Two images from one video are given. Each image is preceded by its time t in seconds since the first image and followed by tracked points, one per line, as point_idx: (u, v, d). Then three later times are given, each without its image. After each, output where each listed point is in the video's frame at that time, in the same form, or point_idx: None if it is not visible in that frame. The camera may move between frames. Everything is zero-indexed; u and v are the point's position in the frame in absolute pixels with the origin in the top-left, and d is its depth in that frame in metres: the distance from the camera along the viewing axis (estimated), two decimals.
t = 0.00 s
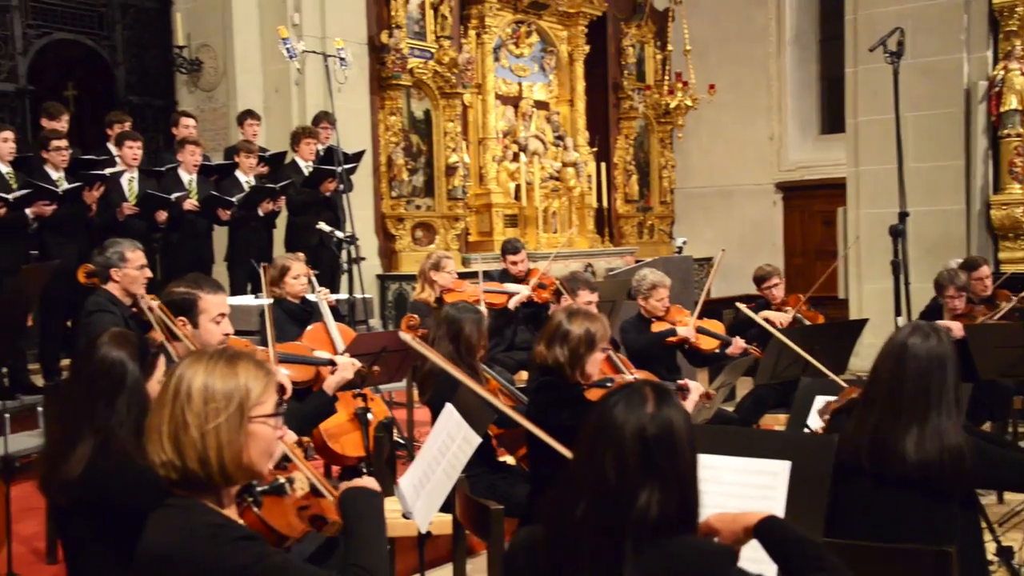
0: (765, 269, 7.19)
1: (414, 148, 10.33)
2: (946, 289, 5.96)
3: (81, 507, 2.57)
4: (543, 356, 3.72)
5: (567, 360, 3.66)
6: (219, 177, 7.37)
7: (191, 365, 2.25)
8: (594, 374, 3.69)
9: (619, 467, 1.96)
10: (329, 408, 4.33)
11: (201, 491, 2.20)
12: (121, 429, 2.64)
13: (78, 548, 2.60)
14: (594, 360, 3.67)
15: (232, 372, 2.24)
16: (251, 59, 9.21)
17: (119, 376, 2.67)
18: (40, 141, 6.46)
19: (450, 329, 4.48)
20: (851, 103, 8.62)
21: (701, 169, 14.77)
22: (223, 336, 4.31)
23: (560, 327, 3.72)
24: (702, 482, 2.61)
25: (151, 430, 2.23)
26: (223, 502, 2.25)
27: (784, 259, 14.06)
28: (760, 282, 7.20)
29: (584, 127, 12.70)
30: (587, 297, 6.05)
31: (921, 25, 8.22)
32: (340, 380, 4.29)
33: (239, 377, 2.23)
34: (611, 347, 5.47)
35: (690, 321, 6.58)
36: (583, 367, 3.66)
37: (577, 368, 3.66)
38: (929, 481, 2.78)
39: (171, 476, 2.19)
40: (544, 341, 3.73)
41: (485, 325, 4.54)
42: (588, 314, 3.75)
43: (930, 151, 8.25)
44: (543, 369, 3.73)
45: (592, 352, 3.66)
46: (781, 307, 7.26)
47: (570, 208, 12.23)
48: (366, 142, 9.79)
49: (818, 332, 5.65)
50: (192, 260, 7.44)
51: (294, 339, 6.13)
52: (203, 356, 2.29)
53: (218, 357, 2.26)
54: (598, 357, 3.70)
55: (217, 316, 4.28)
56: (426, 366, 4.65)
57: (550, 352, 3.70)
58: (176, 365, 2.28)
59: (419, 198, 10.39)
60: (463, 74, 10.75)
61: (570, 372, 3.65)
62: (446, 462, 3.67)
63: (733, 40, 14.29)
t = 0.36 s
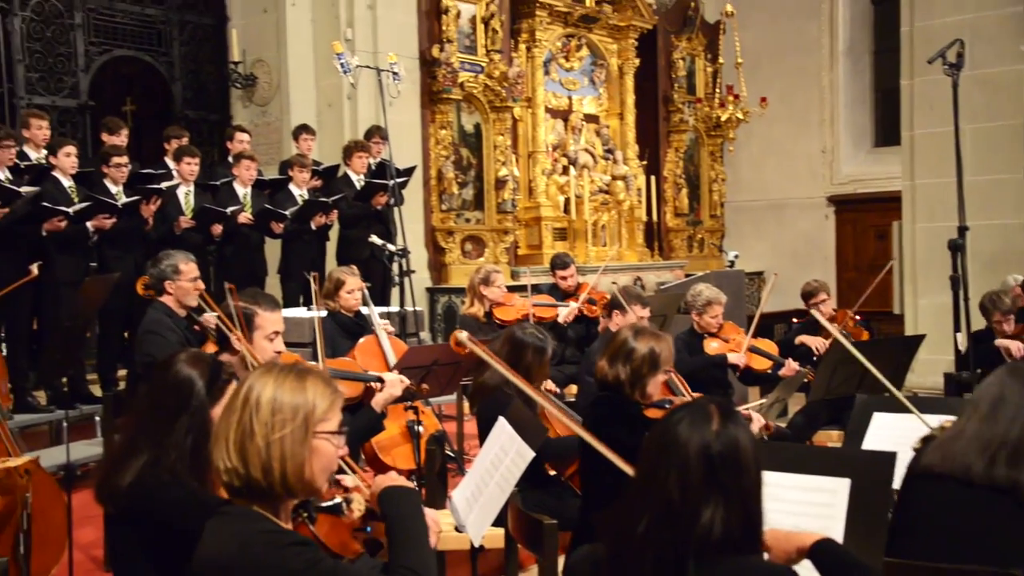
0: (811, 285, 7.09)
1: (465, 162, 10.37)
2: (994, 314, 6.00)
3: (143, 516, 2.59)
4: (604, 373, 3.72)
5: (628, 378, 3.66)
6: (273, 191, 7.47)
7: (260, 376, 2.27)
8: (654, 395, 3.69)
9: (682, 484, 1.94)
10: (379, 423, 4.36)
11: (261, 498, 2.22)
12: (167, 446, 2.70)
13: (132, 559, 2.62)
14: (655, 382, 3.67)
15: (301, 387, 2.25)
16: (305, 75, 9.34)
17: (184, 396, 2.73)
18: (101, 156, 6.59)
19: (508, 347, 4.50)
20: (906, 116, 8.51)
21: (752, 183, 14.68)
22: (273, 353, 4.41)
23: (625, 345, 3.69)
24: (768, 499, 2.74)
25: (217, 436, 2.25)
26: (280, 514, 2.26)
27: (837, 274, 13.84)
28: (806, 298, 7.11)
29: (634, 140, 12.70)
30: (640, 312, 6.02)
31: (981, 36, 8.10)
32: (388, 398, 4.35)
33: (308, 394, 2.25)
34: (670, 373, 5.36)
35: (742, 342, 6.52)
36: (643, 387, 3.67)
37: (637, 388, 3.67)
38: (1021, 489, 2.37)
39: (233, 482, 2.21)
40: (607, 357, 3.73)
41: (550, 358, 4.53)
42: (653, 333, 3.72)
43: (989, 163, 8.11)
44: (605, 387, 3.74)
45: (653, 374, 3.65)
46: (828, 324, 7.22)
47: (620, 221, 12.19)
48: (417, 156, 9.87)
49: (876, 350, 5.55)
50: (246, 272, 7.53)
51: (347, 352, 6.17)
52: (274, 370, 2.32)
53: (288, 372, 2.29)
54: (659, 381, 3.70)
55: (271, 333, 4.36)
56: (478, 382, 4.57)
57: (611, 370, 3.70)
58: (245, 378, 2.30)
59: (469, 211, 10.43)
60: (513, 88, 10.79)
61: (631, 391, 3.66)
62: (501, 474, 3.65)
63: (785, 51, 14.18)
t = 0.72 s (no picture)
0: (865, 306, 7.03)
1: (506, 182, 10.40)
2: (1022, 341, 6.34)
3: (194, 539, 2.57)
4: (657, 398, 3.73)
5: (680, 406, 3.66)
6: (318, 210, 7.54)
7: (287, 394, 2.18)
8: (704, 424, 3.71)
9: (745, 512, 1.92)
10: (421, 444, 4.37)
11: (293, 514, 2.13)
12: (219, 460, 2.73)
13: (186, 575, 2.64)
14: (706, 413, 3.68)
15: (330, 403, 2.17)
16: (351, 95, 9.44)
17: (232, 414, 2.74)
18: (150, 175, 6.67)
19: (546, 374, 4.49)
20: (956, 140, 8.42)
21: (795, 206, 14.59)
22: (315, 370, 4.19)
23: (679, 373, 3.68)
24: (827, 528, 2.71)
25: (246, 454, 2.17)
26: (312, 531, 2.17)
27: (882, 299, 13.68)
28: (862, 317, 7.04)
29: (676, 162, 12.71)
30: (677, 333, 5.96)
31: None
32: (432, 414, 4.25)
33: (336, 409, 2.16)
34: (717, 405, 5.32)
35: (786, 362, 6.44)
36: (695, 416, 3.67)
37: (689, 417, 3.67)
38: None
39: (265, 500, 2.13)
40: (661, 383, 3.73)
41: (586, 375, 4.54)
42: (708, 362, 3.71)
43: None
44: (656, 412, 3.74)
45: (707, 402, 3.65)
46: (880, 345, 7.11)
47: (660, 243, 12.17)
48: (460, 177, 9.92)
49: (924, 376, 5.48)
50: (291, 290, 7.60)
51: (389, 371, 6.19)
52: (301, 386, 2.24)
53: (316, 388, 2.20)
54: (710, 410, 3.70)
55: (313, 349, 4.15)
56: (519, 409, 4.53)
57: (665, 395, 3.70)
58: (271, 395, 2.21)
59: (510, 232, 10.45)
60: (556, 109, 10.82)
61: (683, 420, 3.66)
62: (544, 496, 3.60)
63: (830, 74, 14.11)
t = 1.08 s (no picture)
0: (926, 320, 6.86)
1: (550, 198, 10.41)
2: None
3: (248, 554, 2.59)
4: (700, 416, 3.74)
5: (725, 421, 3.67)
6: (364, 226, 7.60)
7: (304, 413, 2.13)
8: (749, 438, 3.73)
9: (808, 536, 1.90)
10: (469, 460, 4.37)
11: (322, 532, 2.09)
12: (262, 473, 2.74)
13: None
14: (750, 426, 3.70)
15: (347, 417, 2.12)
16: (396, 112, 9.52)
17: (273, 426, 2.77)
18: (199, 192, 6.77)
19: (579, 389, 4.45)
20: (1007, 154, 8.30)
21: (839, 222, 14.47)
22: (355, 381, 4.10)
23: (721, 388, 3.68)
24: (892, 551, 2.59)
25: (269, 476, 2.11)
26: (342, 543, 2.11)
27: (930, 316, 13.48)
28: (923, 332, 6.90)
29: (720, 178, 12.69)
30: (716, 352, 5.90)
31: None
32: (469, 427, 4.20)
33: (354, 422, 2.11)
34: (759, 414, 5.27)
35: (834, 376, 6.37)
36: (740, 431, 3.69)
37: (734, 432, 3.69)
38: None
39: (292, 520, 2.08)
40: (704, 399, 3.73)
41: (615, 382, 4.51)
42: (749, 375, 3.71)
43: None
44: (700, 428, 3.76)
45: (751, 416, 3.66)
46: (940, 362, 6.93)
47: (704, 259, 12.11)
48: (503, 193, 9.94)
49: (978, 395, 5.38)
50: (336, 305, 7.65)
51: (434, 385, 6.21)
52: (317, 402, 2.18)
53: (332, 403, 2.15)
54: (754, 423, 3.71)
55: (351, 359, 4.06)
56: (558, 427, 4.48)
57: (708, 413, 3.71)
58: (288, 415, 2.16)
59: (553, 247, 10.44)
60: (599, 125, 10.82)
61: (727, 435, 3.68)
62: (592, 514, 3.52)
63: (876, 89, 13.99)
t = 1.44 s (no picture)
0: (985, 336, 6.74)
1: (593, 211, 10.40)
2: None
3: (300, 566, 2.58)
4: (741, 427, 3.72)
5: (767, 431, 3.64)
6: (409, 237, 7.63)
7: (342, 427, 2.11)
8: (793, 446, 3.67)
9: (870, 557, 1.87)
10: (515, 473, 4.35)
11: (363, 547, 2.07)
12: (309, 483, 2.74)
13: None
14: (793, 431, 3.64)
15: (385, 430, 2.10)
16: (441, 124, 9.59)
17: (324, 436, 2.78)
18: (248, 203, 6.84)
19: (627, 393, 4.38)
20: None
21: (886, 237, 14.30)
22: (394, 390, 4.09)
23: (758, 398, 3.67)
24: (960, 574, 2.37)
25: (307, 493, 2.10)
26: (379, 558, 2.11)
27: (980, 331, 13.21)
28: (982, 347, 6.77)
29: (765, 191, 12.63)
30: (768, 365, 5.86)
31: None
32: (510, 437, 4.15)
33: (392, 435, 2.10)
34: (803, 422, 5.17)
35: (882, 392, 6.27)
36: (782, 439, 3.64)
37: (776, 440, 3.64)
38: None
39: (331, 536, 2.07)
40: (743, 411, 3.72)
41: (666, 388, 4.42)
42: (786, 384, 3.69)
43: None
44: (740, 438, 3.74)
45: (792, 422, 3.62)
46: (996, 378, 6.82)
47: (749, 273, 11.99)
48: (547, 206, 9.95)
49: None
50: (380, 316, 7.68)
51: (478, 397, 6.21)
52: (353, 416, 2.16)
53: (369, 417, 2.14)
54: (798, 430, 3.66)
55: (387, 367, 4.05)
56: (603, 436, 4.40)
57: (749, 423, 3.70)
58: (325, 429, 2.15)
59: (597, 259, 10.41)
60: (644, 138, 10.80)
61: (770, 443, 3.64)
62: (639, 528, 3.47)
63: (926, 103, 13.85)
